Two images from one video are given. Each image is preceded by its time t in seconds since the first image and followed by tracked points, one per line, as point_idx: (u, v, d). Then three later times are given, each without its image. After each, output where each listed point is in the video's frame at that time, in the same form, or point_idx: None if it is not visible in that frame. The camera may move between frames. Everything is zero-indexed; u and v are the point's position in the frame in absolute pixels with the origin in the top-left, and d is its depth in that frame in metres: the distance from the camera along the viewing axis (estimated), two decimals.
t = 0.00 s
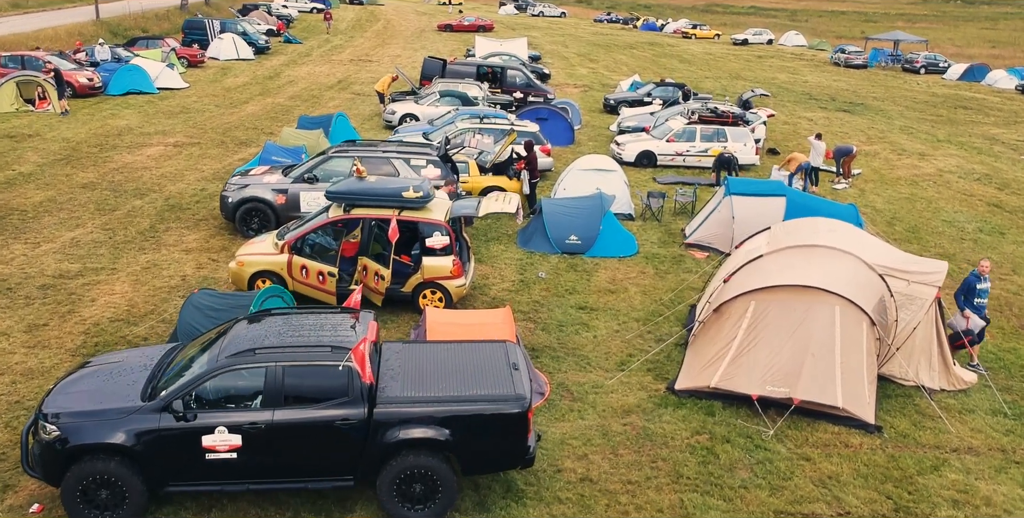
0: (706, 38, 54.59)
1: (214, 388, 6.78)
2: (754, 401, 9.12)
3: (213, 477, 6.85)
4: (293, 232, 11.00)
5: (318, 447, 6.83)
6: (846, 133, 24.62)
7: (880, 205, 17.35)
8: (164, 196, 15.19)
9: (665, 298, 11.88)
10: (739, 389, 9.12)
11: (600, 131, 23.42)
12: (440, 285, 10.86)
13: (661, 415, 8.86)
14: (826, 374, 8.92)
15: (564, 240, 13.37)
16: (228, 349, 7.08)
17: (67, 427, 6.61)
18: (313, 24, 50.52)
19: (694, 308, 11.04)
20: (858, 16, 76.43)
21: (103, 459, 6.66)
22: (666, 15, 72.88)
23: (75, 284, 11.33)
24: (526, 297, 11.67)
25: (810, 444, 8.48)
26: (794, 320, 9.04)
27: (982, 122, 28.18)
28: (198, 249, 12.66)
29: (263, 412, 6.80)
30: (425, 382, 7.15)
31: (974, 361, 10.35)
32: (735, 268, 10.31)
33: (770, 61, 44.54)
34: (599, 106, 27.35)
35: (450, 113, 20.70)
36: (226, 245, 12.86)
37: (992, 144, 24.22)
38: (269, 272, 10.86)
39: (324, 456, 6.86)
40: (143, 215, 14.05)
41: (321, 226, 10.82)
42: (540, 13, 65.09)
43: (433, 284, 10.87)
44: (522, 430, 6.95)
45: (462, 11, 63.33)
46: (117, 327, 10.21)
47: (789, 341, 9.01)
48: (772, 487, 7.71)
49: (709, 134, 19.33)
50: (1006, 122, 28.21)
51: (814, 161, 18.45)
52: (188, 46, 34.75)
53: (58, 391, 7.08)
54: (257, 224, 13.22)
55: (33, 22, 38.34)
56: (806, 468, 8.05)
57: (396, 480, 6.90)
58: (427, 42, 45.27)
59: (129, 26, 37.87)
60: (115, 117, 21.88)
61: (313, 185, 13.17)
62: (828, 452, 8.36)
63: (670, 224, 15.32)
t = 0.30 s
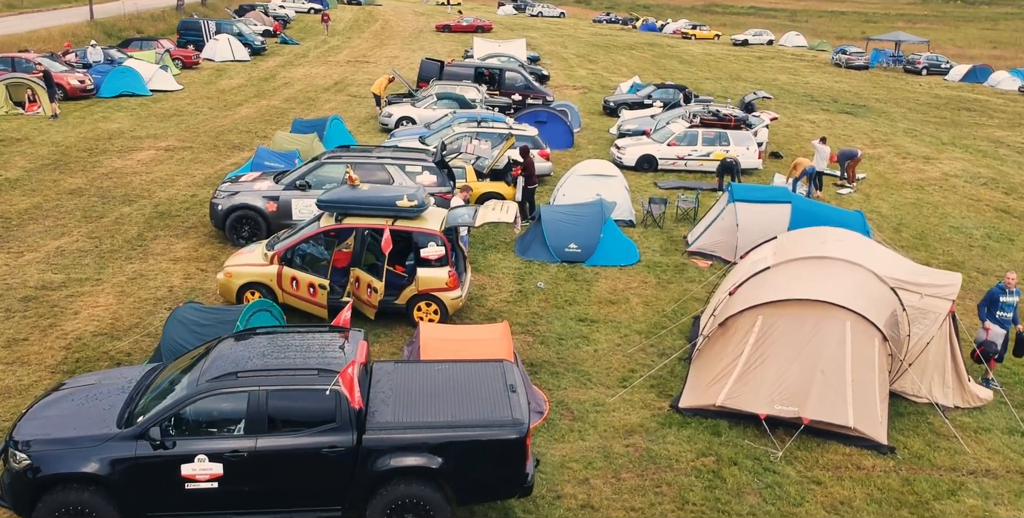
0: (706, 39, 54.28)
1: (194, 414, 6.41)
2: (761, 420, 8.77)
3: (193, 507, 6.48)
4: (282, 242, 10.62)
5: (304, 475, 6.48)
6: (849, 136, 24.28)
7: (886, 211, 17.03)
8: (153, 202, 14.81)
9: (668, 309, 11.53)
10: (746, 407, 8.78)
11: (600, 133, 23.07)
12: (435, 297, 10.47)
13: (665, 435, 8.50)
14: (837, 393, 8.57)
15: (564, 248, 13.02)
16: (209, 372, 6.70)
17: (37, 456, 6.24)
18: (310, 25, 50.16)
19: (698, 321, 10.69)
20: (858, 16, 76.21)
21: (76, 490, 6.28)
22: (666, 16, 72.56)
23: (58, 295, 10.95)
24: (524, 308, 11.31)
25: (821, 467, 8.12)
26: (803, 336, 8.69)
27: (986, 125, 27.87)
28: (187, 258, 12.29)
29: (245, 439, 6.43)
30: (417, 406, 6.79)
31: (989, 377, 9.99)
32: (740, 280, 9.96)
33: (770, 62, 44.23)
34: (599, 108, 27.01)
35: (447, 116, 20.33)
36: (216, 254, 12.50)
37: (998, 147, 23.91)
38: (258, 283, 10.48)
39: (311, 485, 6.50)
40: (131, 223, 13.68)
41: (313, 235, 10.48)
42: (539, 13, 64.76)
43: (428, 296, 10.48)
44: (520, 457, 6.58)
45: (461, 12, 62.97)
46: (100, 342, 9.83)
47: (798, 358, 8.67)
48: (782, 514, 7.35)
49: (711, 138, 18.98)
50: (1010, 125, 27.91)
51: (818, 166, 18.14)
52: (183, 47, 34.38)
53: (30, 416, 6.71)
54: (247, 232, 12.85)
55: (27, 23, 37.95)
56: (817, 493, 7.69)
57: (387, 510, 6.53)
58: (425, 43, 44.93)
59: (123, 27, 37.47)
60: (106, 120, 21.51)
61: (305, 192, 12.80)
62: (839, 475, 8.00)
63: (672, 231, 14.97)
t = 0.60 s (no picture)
0: (706, 39, 53.98)
1: (171, 444, 6.03)
2: (770, 442, 8.40)
3: None
4: (272, 254, 10.25)
5: (289, 508, 6.10)
6: (853, 139, 23.95)
7: (892, 217, 16.70)
8: (142, 210, 14.44)
9: (671, 322, 11.17)
10: (754, 428, 8.41)
11: (600, 137, 22.72)
12: (430, 310, 10.06)
13: (670, 458, 8.14)
14: (849, 414, 8.21)
15: (563, 257, 12.65)
16: (188, 398, 6.32)
17: (5, 489, 5.87)
18: (308, 26, 49.81)
19: (703, 335, 10.34)
20: (858, 16, 75.93)
21: None
22: (665, 16, 72.31)
23: (40, 308, 10.57)
24: (523, 321, 10.95)
25: (833, 493, 7.75)
26: (813, 353, 8.35)
27: (990, 127, 27.56)
28: (174, 269, 11.92)
29: (226, 470, 6.05)
30: (409, 433, 6.41)
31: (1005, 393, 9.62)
32: (746, 293, 9.61)
33: (771, 63, 43.94)
34: (599, 111, 26.67)
35: (444, 119, 19.95)
36: (205, 264, 12.12)
37: (1003, 150, 23.61)
38: (246, 296, 10.11)
39: None
40: (119, 231, 13.30)
41: (303, 246, 10.10)
42: (538, 14, 64.45)
43: (423, 309, 10.07)
44: (518, 488, 6.21)
45: (459, 12, 62.59)
46: (82, 359, 9.45)
47: (808, 376, 8.31)
48: None
49: (713, 142, 18.64)
50: (1015, 127, 27.61)
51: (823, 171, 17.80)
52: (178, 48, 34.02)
53: None
54: (237, 241, 12.48)
55: (20, 24, 37.58)
56: None
57: None
58: (423, 44, 44.59)
59: (118, 28, 37.10)
60: (97, 123, 21.13)
61: (297, 200, 12.42)
62: (853, 501, 7.63)
63: (675, 238, 14.60)
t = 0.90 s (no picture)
0: (705, 40, 53.64)
1: (146, 477, 5.64)
2: (779, 465, 8.05)
3: None
4: (260, 266, 9.88)
5: None
6: (856, 142, 23.61)
7: (898, 223, 16.37)
8: (129, 217, 14.06)
9: (674, 335, 10.82)
10: (762, 450, 8.06)
11: (600, 140, 22.37)
12: (424, 325, 9.68)
13: (675, 483, 7.77)
14: (862, 436, 7.85)
15: (563, 267, 12.31)
16: (164, 426, 5.93)
17: None
18: (305, 26, 49.41)
19: (708, 349, 9.99)
20: (858, 17, 75.65)
21: None
22: (663, 16, 71.97)
23: (20, 322, 10.18)
24: (521, 334, 10.59)
25: None
26: (824, 373, 8.00)
27: (994, 130, 27.22)
28: (160, 280, 11.54)
29: (205, 505, 5.67)
30: (399, 463, 6.03)
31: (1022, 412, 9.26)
32: (753, 307, 9.26)
33: (772, 63, 43.62)
34: (598, 113, 26.32)
35: (441, 123, 19.59)
36: (192, 275, 11.75)
37: (1008, 153, 23.29)
38: (234, 310, 9.74)
39: None
40: (105, 240, 12.92)
41: (293, 259, 9.73)
42: (536, 14, 64.12)
43: (417, 324, 9.68)
44: None
45: (458, 13, 62.17)
46: (61, 376, 9.06)
47: (819, 397, 7.95)
48: None
49: (715, 146, 18.30)
50: (1019, 130, 27.29)
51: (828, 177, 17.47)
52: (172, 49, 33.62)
53: None
54: (226, 249, 12.11)
55: (13, 25, 37.16)
56: None
57: None
58: (420, 45, 44.20)
59: (112, 29, 36.71)
60: (88, 127, 20.74)
61: (288, 208, 12.04)
62: None
63: (676, 246, 14.25)
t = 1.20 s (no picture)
0: (706, 41, 53.26)
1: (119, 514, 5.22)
2: (790, 491, 7.72)
3: None
4: (249, 280, 9.50)
5: None
6: (860, 146, 23.27)
7: (906, 230, 16.02)
8: (118, 225, 13.69)
9: (678, 349, 10.46)
10: (772, 476, 7.72)
11: (600, 144, 22.01)
12: (419, 341, 9.29)
13: (682, 512, 7.41)
14: (877, 461, 7.51)
15: (563, 277, 11.91)
16: (140, 460, 5.54)
17: None
18: (302, 27, 49.02)
19: (714, 365, 9.64)
20: (859, 17, 75.33)
21: None
22: (663, 17, 71.61)
23: None
24: (520, 349, 10.23)
25: None
26: (837, 395, 7.65)
27: (1000, 132, 26.88)
28: (147, 292, 11.17)
29: None
30: (391, 497, 5.65)
31: None
32: (762, 322, 8.91)
33: (773, 65, 43.27)
34: (598, 116, 25.96)
35: (438, 127, 19.21)
36: (181, 287, 11.38)
37: (1015, 157, 22.95)
38: (221, 326, 9.36)
39: None
40: (92, 249, 12.54)
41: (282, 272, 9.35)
42: (536, 14, 63.74)
43: (412, 340, 9.29)
44: None
45: (457, 13, 61.78)
46: (41, 396, 8.69)
47: (832, 419, 7.61)
48: None
49: (718, 150, 17.93)
50: None
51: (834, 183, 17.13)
52: (167, 51, 33.23)
53: None
54: (216, 260, 11.74)
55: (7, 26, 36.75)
56: None
57: None
58: (418, 46, 43.84)
59: (107, 30, 36.31)
60: (79, 130, 20.35)
61: (280, 217, 11.66)
62: None
63: (680, 255, 13.90)
